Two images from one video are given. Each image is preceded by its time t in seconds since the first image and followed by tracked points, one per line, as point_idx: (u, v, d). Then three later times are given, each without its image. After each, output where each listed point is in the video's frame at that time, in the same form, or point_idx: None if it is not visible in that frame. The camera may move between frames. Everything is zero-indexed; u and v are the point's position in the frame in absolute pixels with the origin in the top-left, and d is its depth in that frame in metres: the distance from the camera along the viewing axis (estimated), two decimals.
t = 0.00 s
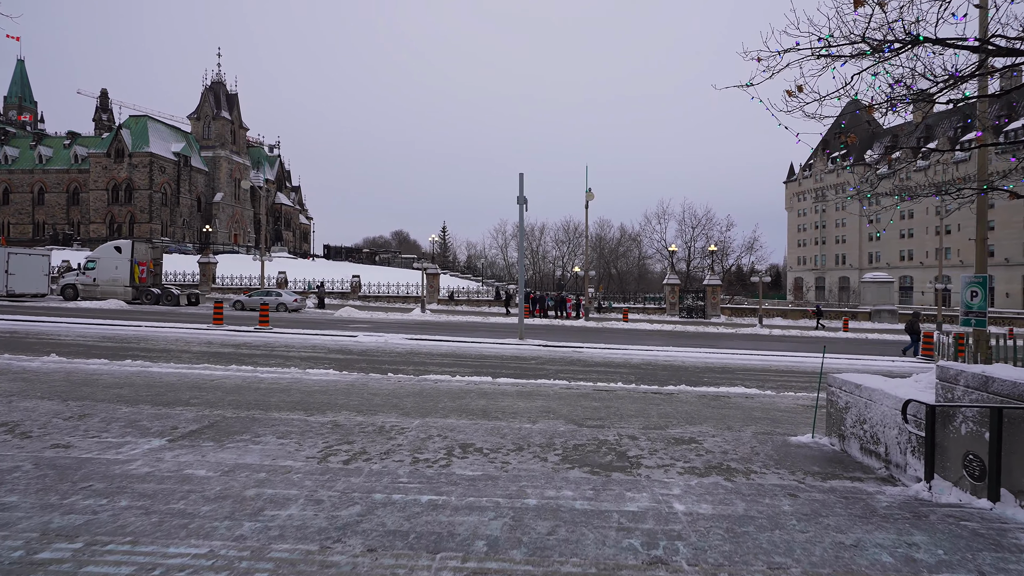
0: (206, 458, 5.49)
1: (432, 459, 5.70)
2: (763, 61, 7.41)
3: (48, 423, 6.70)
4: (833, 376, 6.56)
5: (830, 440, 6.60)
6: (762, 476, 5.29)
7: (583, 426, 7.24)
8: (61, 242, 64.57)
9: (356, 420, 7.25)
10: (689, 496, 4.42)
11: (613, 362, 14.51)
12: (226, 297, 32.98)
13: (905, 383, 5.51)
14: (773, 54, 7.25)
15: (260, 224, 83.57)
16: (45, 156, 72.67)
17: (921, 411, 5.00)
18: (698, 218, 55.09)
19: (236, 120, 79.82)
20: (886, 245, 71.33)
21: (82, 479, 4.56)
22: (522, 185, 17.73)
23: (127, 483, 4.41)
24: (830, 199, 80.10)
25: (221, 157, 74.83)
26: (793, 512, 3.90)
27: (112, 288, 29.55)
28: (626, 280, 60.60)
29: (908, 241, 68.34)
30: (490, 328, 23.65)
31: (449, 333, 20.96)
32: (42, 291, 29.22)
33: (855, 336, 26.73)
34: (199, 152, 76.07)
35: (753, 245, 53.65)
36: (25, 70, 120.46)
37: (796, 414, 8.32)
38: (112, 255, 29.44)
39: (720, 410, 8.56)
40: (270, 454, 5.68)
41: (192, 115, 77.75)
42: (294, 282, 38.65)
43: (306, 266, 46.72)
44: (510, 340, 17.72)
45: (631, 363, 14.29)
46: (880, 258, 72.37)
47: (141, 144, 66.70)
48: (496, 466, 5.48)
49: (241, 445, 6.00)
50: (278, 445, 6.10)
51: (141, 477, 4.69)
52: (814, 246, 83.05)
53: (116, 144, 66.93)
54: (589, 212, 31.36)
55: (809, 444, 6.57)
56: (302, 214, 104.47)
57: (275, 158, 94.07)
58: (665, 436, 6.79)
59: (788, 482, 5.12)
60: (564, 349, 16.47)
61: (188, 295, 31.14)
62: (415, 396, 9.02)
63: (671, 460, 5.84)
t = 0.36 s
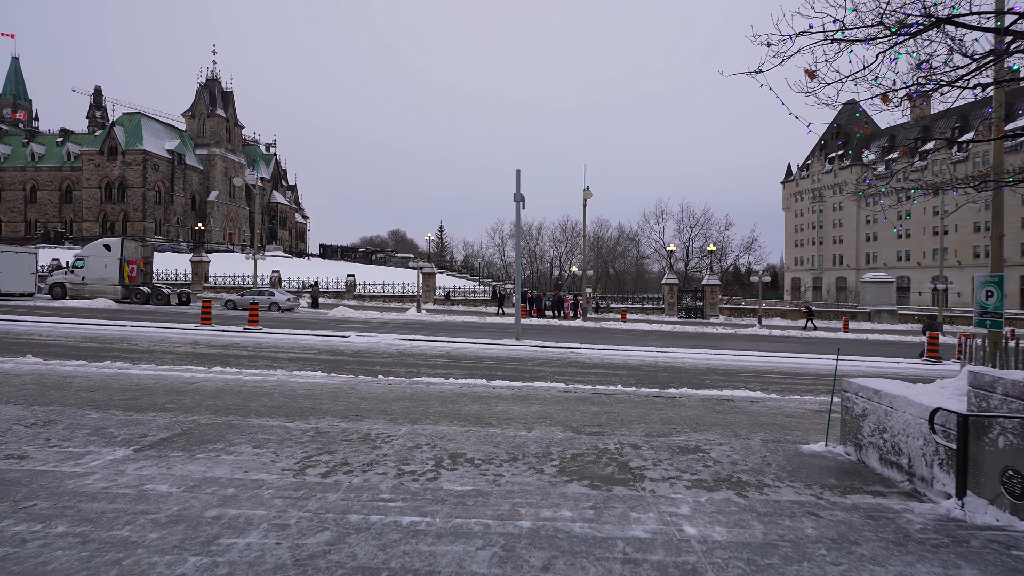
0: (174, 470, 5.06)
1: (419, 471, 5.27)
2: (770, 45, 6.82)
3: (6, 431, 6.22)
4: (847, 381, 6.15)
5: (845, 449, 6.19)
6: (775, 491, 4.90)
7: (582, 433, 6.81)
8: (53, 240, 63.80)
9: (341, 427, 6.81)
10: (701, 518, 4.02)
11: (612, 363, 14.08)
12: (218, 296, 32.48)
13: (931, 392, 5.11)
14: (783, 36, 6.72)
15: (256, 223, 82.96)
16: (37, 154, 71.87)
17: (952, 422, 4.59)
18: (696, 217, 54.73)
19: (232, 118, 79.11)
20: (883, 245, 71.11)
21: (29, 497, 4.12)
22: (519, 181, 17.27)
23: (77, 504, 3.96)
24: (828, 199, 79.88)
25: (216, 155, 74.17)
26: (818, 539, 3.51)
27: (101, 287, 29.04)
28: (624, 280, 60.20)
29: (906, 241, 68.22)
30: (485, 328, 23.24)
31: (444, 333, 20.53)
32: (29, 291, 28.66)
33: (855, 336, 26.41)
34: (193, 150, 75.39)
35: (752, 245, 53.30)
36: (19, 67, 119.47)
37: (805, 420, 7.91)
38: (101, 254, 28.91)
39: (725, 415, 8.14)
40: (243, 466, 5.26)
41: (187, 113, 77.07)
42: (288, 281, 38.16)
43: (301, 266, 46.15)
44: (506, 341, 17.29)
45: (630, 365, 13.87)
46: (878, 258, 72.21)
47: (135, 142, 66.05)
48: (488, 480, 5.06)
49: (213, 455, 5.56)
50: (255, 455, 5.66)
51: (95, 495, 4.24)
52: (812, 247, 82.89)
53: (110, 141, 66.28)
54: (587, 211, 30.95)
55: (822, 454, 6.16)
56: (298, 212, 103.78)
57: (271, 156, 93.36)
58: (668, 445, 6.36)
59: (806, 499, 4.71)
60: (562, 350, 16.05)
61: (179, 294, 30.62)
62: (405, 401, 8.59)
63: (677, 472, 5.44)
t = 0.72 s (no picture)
0: (132, 495, 4.60)
1: (403, 495, 4.80)
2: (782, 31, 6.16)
3: None
4: (868, 392, 5.68)
5: (866, 466, 5.71)
6: (796, 519, 4.43)
7: (583, 448, 6.32)
8: (50, 240, 63.40)
9: (325, 442, 6.35)
10: (715, 557, 3.56)
11: (613, 368, 13.59)
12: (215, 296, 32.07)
13: (965, 408, 4.62)
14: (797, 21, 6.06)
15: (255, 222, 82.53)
16: (35, 153, 71.52)
17: (993, 444, 4.10)
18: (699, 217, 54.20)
19: (231, 117, 78.62)
20: (886, 244, 70.51)
21: None
22: (518, 179, 16.74)
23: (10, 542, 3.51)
24: (830, 198, 79.30)
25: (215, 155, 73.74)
26: None
27: (94, 288, 28.61)
28: (625, 280, 59.68)
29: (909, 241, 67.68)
30: (484, 330, 22.77)
31: (442, 336, 20.05)
32: (21, 291, 28.30)
33: (861, 338, 25.86)
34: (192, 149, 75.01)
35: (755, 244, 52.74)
36: (19, 67, 119.25)
37: (820, 433, 7.42)
38: (94, 254, 28.50)
39: (735, 426, 7.66)
40: (209, 489, 4.80)
41: (186, 112, 76.65)
42: (285, 281, 37.70)
43: (299, 266, 45.71)
44: (505, 344, 16.80)
45: (632, 370, 13.37)
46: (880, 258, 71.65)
47: (133, 141, 65.64)
48: (478, 505, 4.58)
49: (179, 476, 5.10)
50: (225, 475, 5.21)
51: (35, 529, 3.79)
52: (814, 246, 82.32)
53: (108, 141, 65.94)
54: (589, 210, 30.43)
55: (843, 472, 5.67)
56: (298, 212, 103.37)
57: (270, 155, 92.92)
58: (675, 461, 5.89)
59: (830, 528, 4.24)
60: (562, 354, 15.53)
61: (174, 295, 30.20)
62: (396, 410, 8.11)
63: (685, 494, 4.97)
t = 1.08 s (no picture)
0: (87, 519, 4.18)
1: (386, 517, 4.36)
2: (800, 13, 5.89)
3: None
4: (897, 402, 5.20)
5: (894, 484, 5.26)
6: (825, 549, 3.96)
7: (586, 461, 5.88)
8: (53, 240, 63.37)
9: (309, 455, 5.92)
10: None
11: (617, 372, 13.11)
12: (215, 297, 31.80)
13: (1013, 423, 4.12)
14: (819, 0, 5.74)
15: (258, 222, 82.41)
16: (39, 154, 71.67)
17: None
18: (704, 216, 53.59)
19: (234, 117, 78.46)
20: (894, 244, 69.68)
21: None
22: (520, 177, 16.28)
23: None
24: (837, 197, 78.47)
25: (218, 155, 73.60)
26: None
27: (93, 288, 28.35)
28: (630, 280, 59.09)
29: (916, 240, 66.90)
30: (486, 331, 22.33)
31: (442, 337, 19.61)
32: (21, 292, 28.26)
33: (872, 340, 25.25)
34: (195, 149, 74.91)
35: (761, 244, 52.07)
36: (26, 68, 119.77)
37: (839, 445, 6.94)
38: (94, 254, 28.26)
39: (748, 435, 7.19)
40: (175, 511, 4.38)
41: (189, 112, 76.60)
42: (286, 282, 37.37)
43: (300, 266, 45.43)
44: (506, 345, 16.38)
45: (637, 374, 12.90)
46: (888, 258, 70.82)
47: (136, 141, 65.55)
48: (467, 530, 4.14)
49: (144, 496, 4.67)
50: (196, 492, 4.79)
51: None
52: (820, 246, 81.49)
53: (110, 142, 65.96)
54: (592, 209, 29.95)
55: (869, 491, 5.21)
56: (301, 212, 103.34)
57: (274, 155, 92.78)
58: (685, 477, 5.43)
59: (863, 561, 3.78)
60: (565, 357, 15.06)
61: (174, 295, 29.91)
62: (389, 418, 7.68)
63: (699, 517, 4.49)
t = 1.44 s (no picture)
0: (31, 542, 3.78)
1: (363, 540, 3.94)
2: None
3: None
4: (928, 412, 4.74)
5: (924, 501, 4.82)
6: None
7: (586, 474, 5.44)
8: (53, 240, 63.17)
9: (288, 467, 5.48)
10: None
11: (621, 374, 12.67)
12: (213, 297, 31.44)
13: None
14: None
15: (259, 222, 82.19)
16: (40, 154, 71.55)
17: None
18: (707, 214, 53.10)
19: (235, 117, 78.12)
20: (898, 244, 69.07)
21: None
22: (519, 173, 15.82)
23: None
24: (841, 196, 77.86)
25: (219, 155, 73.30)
26: None
27: (89, 288, 28.01)
28: (633, 280, 58.61)
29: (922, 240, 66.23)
30: (486, 332, 21.90)
31: (440, 338, 19.18)
32: (16, 292, 27.94)
33: (881, 340, 24.71)
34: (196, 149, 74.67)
35: (765, 243, 51.50)
36: (29, 69, 119.91)
37: (858, 455, 6.48)
38: (89, 254, 27.93)
39: (760, 444, 6.74)
40: (130, 533, 3.95)
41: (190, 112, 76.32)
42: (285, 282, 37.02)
43: (300, 266, 45.08)
44: (506, 346, 15.96)
45: (641, 376, 12.47)
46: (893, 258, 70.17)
47: (136, 141, 65.31)
48: (453, 556, 3.71)
49: (100, 514, 4.25)
50: (160, 510, 4.38)
51: None
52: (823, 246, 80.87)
53: (111, 142, 65.79)
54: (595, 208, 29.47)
55: (897, 508, 4.77)
56: (303, 212, 103.14)
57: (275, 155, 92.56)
58: (695, 493, 4.97)
59: None
60: (566, 358, 14.59)
61: (170, 296, 29.51)
62: (378, 425, 7.25)
63: (712, 539, 4.06)
